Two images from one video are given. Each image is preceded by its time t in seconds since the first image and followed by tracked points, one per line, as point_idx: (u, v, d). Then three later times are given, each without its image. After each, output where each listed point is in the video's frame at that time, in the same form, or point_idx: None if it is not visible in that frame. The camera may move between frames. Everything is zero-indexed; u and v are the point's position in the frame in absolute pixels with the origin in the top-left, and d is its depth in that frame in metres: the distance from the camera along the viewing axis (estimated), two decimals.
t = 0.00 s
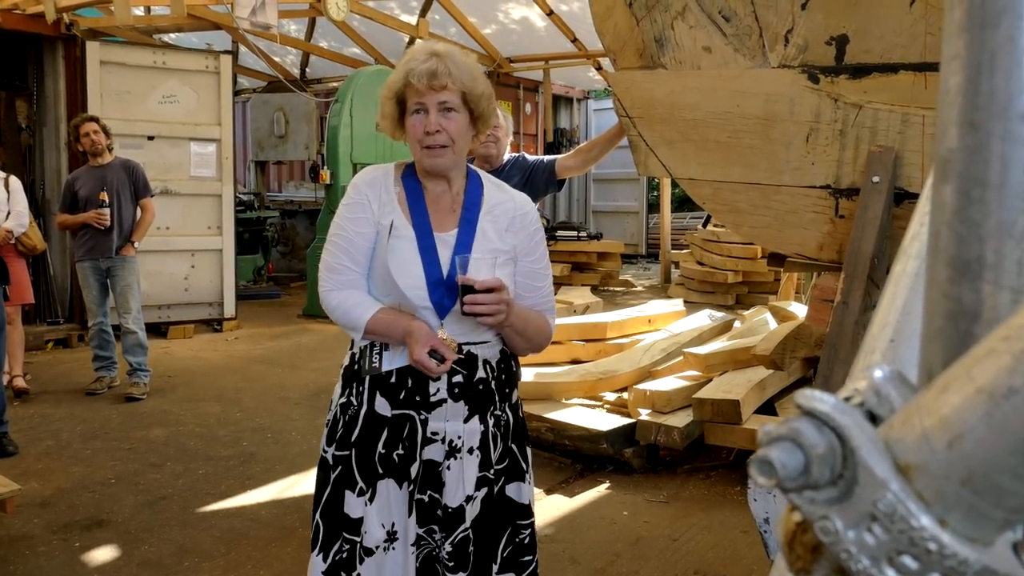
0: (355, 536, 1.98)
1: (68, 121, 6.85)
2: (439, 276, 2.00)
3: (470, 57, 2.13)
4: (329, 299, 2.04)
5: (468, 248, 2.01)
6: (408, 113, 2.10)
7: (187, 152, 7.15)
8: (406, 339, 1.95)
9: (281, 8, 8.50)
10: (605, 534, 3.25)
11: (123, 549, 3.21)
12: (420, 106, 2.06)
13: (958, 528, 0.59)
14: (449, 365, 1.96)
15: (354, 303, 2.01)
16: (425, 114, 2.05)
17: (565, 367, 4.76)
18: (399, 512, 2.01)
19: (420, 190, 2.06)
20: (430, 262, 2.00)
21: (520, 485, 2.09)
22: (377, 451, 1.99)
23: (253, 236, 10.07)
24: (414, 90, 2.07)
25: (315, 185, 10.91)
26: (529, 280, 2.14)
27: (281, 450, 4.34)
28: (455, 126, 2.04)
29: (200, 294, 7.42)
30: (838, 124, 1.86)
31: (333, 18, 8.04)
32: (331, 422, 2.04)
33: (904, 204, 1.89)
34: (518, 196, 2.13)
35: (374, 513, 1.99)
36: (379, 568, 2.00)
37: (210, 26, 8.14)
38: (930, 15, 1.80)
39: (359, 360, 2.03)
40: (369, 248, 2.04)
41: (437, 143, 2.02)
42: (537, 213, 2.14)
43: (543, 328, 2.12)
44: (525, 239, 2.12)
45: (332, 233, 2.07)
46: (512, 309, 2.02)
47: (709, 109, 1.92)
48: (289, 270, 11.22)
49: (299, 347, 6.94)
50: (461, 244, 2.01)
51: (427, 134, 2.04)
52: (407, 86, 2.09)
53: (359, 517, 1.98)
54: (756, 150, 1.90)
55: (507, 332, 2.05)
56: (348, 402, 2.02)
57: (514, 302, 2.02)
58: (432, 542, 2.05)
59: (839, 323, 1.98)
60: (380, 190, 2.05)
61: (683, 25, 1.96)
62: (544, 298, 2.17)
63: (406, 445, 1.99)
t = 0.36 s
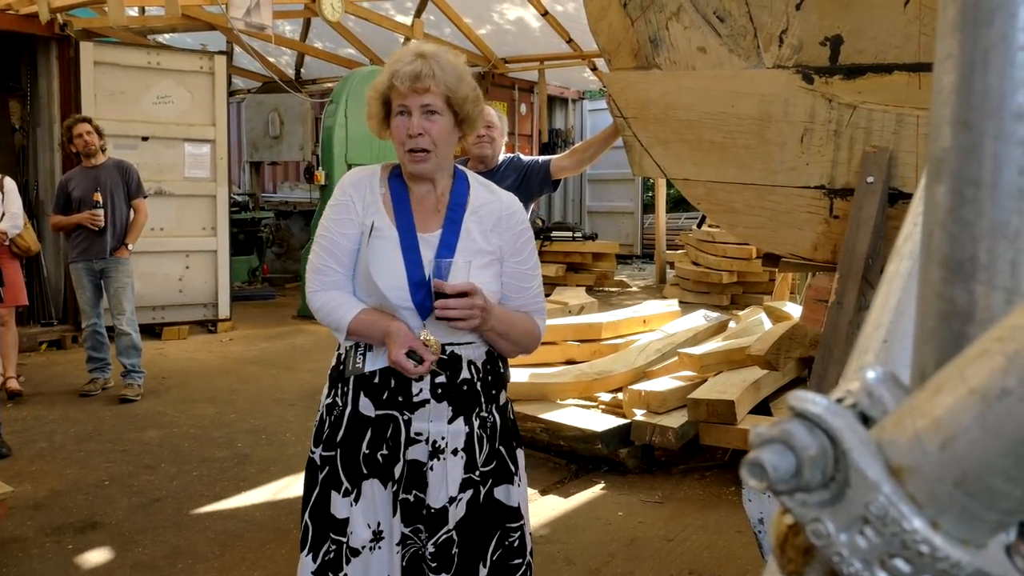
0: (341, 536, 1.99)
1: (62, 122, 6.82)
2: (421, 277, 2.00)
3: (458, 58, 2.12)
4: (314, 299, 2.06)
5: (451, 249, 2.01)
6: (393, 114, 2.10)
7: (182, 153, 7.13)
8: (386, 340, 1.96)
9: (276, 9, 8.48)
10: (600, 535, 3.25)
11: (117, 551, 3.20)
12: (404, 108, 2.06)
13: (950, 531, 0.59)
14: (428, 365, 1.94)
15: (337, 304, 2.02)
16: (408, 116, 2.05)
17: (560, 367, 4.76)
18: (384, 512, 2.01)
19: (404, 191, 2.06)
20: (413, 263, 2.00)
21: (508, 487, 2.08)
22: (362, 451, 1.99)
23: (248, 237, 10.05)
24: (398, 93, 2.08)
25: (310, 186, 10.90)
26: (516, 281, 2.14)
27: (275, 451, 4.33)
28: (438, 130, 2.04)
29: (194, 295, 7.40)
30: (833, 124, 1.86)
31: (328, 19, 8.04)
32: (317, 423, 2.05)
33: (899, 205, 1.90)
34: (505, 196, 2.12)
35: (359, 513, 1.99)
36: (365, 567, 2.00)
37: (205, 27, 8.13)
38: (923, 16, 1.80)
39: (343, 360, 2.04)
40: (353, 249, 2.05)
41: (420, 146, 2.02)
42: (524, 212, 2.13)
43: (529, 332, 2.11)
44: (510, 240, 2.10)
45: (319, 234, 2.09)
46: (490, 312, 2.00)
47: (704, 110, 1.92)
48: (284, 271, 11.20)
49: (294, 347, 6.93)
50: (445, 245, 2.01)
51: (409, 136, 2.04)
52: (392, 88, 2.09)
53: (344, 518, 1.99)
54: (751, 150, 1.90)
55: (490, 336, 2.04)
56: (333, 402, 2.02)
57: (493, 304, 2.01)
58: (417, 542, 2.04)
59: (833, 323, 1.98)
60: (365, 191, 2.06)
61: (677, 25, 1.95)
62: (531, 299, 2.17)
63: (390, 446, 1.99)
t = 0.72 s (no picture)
0: (337, 542, 1.97)
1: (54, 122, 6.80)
2: (404, 277, 2.00)
3: (431, 59, 2.14)
4: (294, 308, 2.03)
5: (432, 246, 2.02)
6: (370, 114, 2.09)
7: (174, 154, 7.11)
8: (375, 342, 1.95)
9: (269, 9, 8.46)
10: (594, 534, 3.25)
11: (110, 552, 3.18)
12: (385, 108, 2.05)
13: (935, 530, 0.59)
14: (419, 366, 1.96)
15: (319, 311, 2.00)
16: (389, 116, 2.05)
17: (555, 367, 4.77)
18: (379, 514, 2.01)
19: (377, 192, 2.06)
20: (394, 265, 1.99)
21: (500, 483, 2.09)
22: (355, 455, 1.98)
23: (241, 238, 10.04)
24: (377, 92, 2.07)
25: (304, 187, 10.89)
26: (495, 274, 2.15)
27: (269, 452, 4.32)
28: (418, 130, 2.05)
29: (188, 296, 7.38)
30: (825, 123, 1.86)
31: (321, 19, 8.04)
32: (305, 429, 2.03)
33: (891, 204, 1.90)
34: (478, 192, 2.14)
35: (355, 517, 1.98)
36: (363, 571, 1.99)
37: (198, 27, 8.10)
38: (915, 15, 1.81)
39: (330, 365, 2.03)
40: (331, 254, 2.03)
41: (401, 146, 2.03)
42: (497, 207, 2.16)
43: (512, 326, 2.12)
44: (487, 235, 2.12)
45: (292, 242, 2.06)
46: (476, 306, 2.01)
47: (696, 109, 1.92)
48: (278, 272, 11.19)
49: (288, 348, 6.91)
50: (424, 243, 2.02)
51: (389, 136, 2.04)
52: (370, 87, 2.08)
53: (340, 523, 1.97)
54: (744, 150, 1.90)
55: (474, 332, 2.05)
56: (322, 408, 2.02)
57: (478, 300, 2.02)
58: (414, 544, 2.04)
59: (827, 322, 2.00)
60: (337, 196, 2.05)
61: (670, 25, 1.95)
62: (511, 291, 2.18)
63: (383, 447, 1.99)
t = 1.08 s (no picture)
0: (358, 546, 1.98)
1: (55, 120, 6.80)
2: (414, 275, 2.01)
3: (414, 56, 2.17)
4: (300, 317, 1.98)
5: (434, 242, 2.04)
6: (378, 110, 2.05)
7: (175, 152, 7.11)
8: (400, 342, 1.93)
9: (270, 8, 8.46)
10: (593, 535, 3.25)
11: (110, 550, 3.18)
12: (401, 105, 2.05)
13: (922, 531, 0.59)
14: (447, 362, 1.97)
15: (330, 317, 1.96)
16: (405, 113, 2.05)
17: (555, 367, 4.77)
18: (400, 515, 2.03)
19: (371, 191, 2.05)
20: (402, 263, 2.00)
21: (497, 469, 2.12)
22: (374, 456, 1.99)
23: (242, 237, 10.04)
24: (389, 88, 2.05)
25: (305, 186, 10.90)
26: (484, 264, 2.19)
27: (269, 450, 4.32)
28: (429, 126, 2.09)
29: (188, 294, 7.38)
30: (826, 124, 1.87)
31: (322, 18, 8.04)
32: (315, 436, 2.02)
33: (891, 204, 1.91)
34: (461, 185, 2.18)
35: (376, 519, 1.99)
36: (385, 571, 2.01)
37: (199, 25, 8.10)
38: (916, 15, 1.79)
39: (339, 370, 2.01)
40: (333, 257, 2.00)
41: (419, 142, 2.06)
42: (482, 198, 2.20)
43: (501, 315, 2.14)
44: (478, 228, 2.16)
45: (287, 249, 2.01)
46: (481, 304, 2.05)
47: (697, 109, 1.91)
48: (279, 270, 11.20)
49: (289, 347, 6.91)
50: (426, 239, 2.03)
51: (408, 132, 2.05)
52: (381, 83, 2.05)
53: (360, 527, 1.98)
54: (745, 150, 1.90)
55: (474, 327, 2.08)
56: (334, 413, 2.00)
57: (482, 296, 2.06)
58: (433, 541, 2.07)
59: (826, 322, 2.03)
60: (332, 198, 2.02)
61: (670, 24, 1.95)
62: (497, 282, 2.21)
63: (403, 447, 2.01)
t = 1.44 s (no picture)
0: (381, 548, 1.98)
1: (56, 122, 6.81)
2: (427, 273, 2.04)
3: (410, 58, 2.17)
4: (316, 324, 1.95)
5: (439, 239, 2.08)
6: (374, 113, 2.05)
7: (176, 153, 7.11)
8: (425, 340, 1.96)
9: (271, 9, 8.47)
10: (595, 534, 3.25)
11: (111, 551, 3.19)
12: (395, 107, 2.05)
13: (905, 533, 0.63)
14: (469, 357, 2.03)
15: (350, 321, 1.94)
16: (398, 116, 2.05)
17: (556, 366, 4.77)
18: (421, 513, 2.05)
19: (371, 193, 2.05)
20: (414, 262, 2.02)
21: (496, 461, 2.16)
22: (394, 456, 2.00)
23: (243, 238, 10.05)
24: (384, 91, 2.04)
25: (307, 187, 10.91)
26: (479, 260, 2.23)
27: (271, 451, 4.32)
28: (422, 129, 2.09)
29: (190, 295, 7.39)
30: (825, 123, 1.86)
31: (322, 18, 8.04)
32: (329, 441, 2.00)
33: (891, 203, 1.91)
34: (451, 186, 2.22)
35: (398, 520, 2.01)
36: (407, 571, 2.03)
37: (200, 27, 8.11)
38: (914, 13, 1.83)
39: (354, 373, 2.00)
40: (345, 260, 1.99)
41: (412, 145, 2.05)
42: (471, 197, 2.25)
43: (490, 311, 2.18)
44: (471, 225, 2.20)
45: (296, 256, 1.98)
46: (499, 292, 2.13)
47: (697, 108, 1.91)
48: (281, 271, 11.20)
49: (290, 348, 6.92)
50: (430, 237, 2.06)
51: (402, 136, 2.05)
52: (376, 86, 2.04)
53: (383, 529, 1.98)
54: (744, 149, 1.89)
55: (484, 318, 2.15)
56: (349, 416, 1.99)
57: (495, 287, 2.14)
58: (448, 536, 2.08)
59: (826, 320, 2.04)
60: (338, 201, 2.00)
61: (670, 23, 1.95)
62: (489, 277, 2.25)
63: (421, 445, 2.03)
